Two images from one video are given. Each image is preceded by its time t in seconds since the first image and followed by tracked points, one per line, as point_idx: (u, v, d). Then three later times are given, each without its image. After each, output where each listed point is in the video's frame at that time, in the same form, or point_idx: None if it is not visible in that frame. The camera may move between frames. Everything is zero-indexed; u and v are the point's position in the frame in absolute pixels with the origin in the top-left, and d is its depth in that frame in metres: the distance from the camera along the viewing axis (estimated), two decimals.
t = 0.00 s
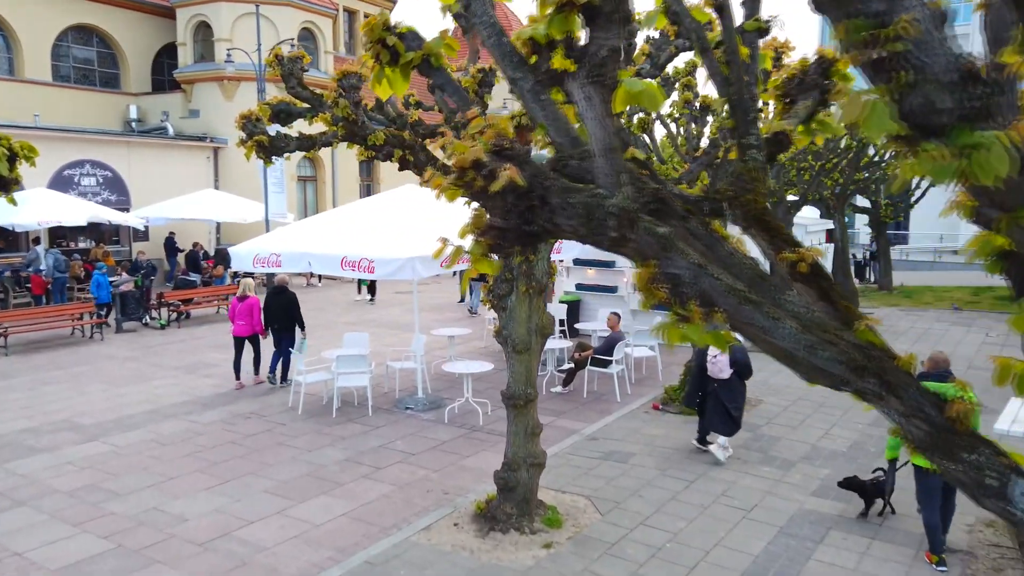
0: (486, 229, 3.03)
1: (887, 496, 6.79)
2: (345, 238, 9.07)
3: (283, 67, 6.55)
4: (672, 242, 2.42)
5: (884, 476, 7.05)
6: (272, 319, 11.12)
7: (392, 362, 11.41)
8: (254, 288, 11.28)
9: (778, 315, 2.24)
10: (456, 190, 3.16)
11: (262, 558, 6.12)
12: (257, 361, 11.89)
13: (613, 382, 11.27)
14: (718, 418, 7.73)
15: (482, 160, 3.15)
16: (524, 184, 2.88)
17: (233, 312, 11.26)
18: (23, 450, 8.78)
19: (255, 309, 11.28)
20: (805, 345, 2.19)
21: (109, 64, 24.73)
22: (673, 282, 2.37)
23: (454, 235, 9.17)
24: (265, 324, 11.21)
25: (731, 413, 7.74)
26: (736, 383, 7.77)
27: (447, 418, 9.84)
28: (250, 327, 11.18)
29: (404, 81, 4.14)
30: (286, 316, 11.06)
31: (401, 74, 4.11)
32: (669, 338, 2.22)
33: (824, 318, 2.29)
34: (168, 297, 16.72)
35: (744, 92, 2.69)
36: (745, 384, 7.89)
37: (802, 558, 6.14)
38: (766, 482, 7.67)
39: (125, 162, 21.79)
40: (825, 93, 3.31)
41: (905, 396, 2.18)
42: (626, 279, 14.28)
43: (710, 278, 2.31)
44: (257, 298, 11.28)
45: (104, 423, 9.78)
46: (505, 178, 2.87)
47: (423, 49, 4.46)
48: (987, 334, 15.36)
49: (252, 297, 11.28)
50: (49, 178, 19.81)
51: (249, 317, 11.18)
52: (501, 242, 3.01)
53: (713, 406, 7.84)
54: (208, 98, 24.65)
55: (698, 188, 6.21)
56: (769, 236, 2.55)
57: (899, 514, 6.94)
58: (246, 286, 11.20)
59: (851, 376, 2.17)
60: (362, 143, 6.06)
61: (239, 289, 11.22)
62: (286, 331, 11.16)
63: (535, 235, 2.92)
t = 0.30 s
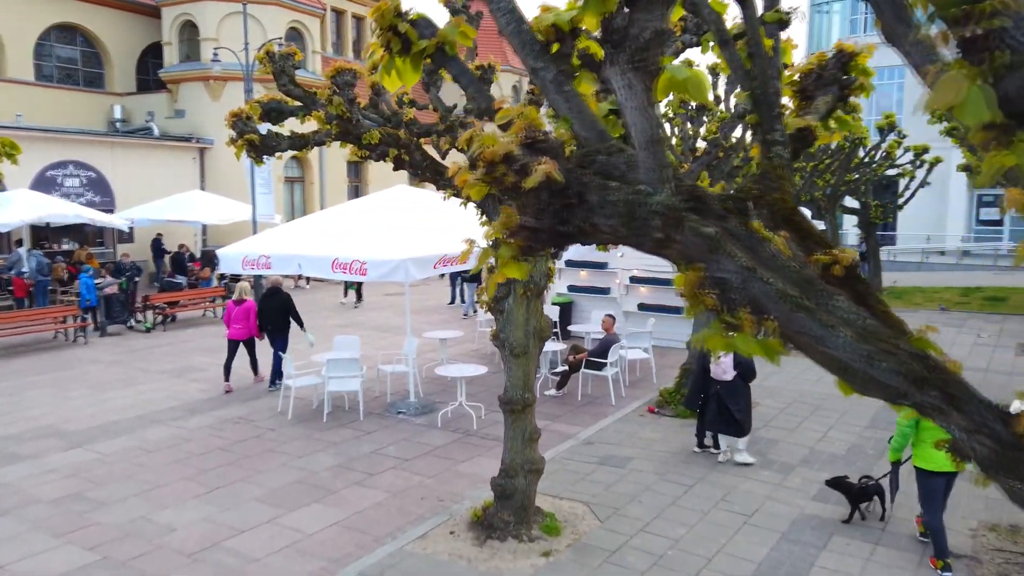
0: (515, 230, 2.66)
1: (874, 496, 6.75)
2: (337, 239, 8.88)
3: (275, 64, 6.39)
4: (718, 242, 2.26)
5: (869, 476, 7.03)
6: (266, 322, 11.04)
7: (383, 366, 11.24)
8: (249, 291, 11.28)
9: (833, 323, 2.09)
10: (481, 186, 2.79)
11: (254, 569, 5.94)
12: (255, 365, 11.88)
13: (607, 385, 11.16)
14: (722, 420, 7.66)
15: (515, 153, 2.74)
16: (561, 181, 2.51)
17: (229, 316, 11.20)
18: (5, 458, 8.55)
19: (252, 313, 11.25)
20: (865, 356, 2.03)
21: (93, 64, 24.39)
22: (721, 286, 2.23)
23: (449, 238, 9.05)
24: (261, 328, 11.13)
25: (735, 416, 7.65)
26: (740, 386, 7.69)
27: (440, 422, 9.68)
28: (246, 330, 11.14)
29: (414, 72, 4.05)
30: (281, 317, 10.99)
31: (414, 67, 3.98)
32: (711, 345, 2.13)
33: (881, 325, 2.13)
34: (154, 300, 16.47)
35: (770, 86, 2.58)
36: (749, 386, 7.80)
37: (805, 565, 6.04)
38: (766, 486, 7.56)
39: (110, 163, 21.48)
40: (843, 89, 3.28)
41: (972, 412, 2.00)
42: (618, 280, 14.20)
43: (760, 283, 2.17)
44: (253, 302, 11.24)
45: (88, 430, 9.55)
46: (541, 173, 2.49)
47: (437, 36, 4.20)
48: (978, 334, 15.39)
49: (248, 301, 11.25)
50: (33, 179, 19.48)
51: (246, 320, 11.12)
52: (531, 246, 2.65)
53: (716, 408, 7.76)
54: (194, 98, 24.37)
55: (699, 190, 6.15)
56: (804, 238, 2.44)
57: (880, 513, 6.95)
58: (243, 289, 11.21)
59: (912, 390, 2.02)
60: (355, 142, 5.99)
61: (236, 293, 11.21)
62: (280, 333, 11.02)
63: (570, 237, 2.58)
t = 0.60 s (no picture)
0: (553, 238, 2.52)
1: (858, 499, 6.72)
2: (323, 243, 8.70)
3: (260, 63, 6.19)
4: (775, 254, 2.21)
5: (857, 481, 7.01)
6: (255, 327, 10.83)
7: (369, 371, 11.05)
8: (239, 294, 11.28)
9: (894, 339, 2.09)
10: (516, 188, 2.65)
11: None
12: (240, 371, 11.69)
13: (596, 389, 11.05)
14: (722, 425, 7.58)
15: (554, 154, 2.65)
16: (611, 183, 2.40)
17: (220, 317, 11.25)
18: None
19: (242, 315, 11.29)
20: (928, 376, 2.07)
21: (69, 64, 23.94)
22: (778, 299, 2.16)
23: (439, 241, 8.92)
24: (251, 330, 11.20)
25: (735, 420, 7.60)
26: (741, 391, 7.58)
27: (428, 428, 9.52)
28: (237, 332, 11.21)
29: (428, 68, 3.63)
30: (270, 321, 10.77)
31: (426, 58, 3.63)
32: (759, 363, 2.06)
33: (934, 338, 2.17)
34: (132, 304, 16.15)
35: (793, 85, 2.46)
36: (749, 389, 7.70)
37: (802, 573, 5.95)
38: (760, 492, 7.48)
39: (86, 164, 21.08)
40: (859, 88, 3.28)
41: None
42: (606, 283, 14.20)
43: (820, 297, 2.13)
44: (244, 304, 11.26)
45: (65, 439, 9.28)
46: (590, 175, 2.36)
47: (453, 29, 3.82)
48: (961, 336, 15.47)
49: (237, 303, 11.27)
50: (7, 180, 19.04)
51: (235, 321, 11.15)
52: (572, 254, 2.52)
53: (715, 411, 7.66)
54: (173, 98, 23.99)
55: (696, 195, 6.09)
56: (840, 245, 2.43)
57: (868, 517, 6.91)
58: (232, 291, 11.20)
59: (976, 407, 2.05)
60: (344, 143, 5.83)
61: (226, 295, 11.21)
62: (269, 337, 10.80)
63: (615, 245, 2.50)
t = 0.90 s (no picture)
0: (603, 253, 2.40)
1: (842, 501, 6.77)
2: (307, 247, 8.48)
3: (244, 62, 6.01)
4: (845, 269, 2.09)
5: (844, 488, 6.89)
6: (243, 330, 10.62)
7: (352, 377, 10.85)
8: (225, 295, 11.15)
9: (973, 364, 2.00)
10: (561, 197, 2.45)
11: None
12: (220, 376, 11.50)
13: (584, 394, 10.95)
14: (728, 432, 7.49)
15: (607, 160, 2.42)
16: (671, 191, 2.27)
17: (205, 319, 11.14)
18: None
19: (227, 316, 11.18)
20: (1008, 403, 1.96)
21: (41, 63, 23.44)
22: (847, 320, 2.05)
23: (427, 246, 8.75)
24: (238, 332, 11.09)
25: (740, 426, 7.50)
26: (745, 397, 7.51)
27: (415, 436, 9.35)
28: (223, 333, 11.09)
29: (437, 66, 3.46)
30: (257, 324, 10.59)
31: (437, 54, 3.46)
32: (819, 391, 2.00)
33: (1003, 358, 2.09)
34: (107, 309, 15.79)
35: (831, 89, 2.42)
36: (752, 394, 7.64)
37: None
38: (752, 498, 7.40)
39: (60, 166, 20.62)
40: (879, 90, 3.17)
41: None
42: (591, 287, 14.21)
43: (893, 318, 2.02)
44: (230, 305, 11.12)
45: (39, 449, 8.99)
46: (654, 185, 2.23)
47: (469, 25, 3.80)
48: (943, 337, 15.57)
49: (223, 304, 11.15)
50: None
51: (222, 322, 11.06)
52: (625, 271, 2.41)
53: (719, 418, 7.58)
54: (149, 99, 23.58)
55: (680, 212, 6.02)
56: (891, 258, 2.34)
57: (862, 523, 6.88)
58: (218, 293, 11.09)
59: None
60: (331, 145, 5.67)
61: (211, 297, 11.07)
62: (256, 341, 10.60)
63: (668, 261, 2.41)
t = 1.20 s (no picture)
0: (669, 257, 2.07)
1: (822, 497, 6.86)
2: (294, 249, 8.29)
3: (230, 58, 5.81)
4: (935, 274, 2.01)
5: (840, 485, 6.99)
6: (233, 329, 10.48)
7: (339, 381, 10.65)
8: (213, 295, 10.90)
9: None
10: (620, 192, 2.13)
11: None
12: (205, 380, 11.28)
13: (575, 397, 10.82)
14: (735, 434, 7.39)
15: (678, 152, 2.11)
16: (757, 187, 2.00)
17: (193, 320, 10.90)
18: None
19: (216, 317, 10.96)
20: None
21: (17, 62, 22.99)
22: (940, 329, 1.97)
23: (417, 247, 8.60)
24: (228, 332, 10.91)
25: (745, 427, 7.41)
26: (751, 397, 7.43)
27: (404, 441, 9.18)
28: (211, 335, 10.88)
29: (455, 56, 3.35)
30: (247, 325, 10.44)
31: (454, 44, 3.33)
32: (900, 410, 1.92)
33: None
34: (86, 312, 15.46)
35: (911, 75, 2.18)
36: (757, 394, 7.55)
37: None
38: (748, 503, 7.30)
39: (36, 167, 20.21)
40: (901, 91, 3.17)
41: None
42: (579, 289, 14.19)
43: (986, 327, 1.96)
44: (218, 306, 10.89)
45: (15, 458, 8.72)
46: (733, 182, 1.94)
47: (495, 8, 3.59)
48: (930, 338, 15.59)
49: (211, 305, 10.91)
50: None
51: (211, 324, 10.82)
52: (694, 277, 2.09)
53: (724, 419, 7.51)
54: (128, 98, 23.18)
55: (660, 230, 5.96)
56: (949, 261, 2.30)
57: (861, 528, 6.80)
58: (205, 294, 10.86)
59: None
60: (320, 144, 5.49)
61: (199, 298, 10.83)
62: (246, 341, 10.47)
63: (741, 266, 2.13)
